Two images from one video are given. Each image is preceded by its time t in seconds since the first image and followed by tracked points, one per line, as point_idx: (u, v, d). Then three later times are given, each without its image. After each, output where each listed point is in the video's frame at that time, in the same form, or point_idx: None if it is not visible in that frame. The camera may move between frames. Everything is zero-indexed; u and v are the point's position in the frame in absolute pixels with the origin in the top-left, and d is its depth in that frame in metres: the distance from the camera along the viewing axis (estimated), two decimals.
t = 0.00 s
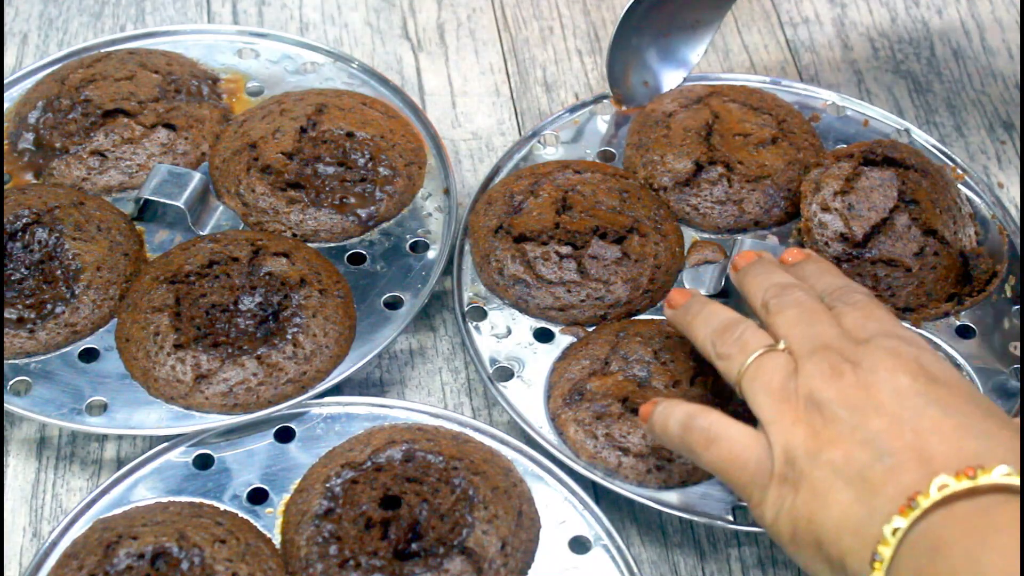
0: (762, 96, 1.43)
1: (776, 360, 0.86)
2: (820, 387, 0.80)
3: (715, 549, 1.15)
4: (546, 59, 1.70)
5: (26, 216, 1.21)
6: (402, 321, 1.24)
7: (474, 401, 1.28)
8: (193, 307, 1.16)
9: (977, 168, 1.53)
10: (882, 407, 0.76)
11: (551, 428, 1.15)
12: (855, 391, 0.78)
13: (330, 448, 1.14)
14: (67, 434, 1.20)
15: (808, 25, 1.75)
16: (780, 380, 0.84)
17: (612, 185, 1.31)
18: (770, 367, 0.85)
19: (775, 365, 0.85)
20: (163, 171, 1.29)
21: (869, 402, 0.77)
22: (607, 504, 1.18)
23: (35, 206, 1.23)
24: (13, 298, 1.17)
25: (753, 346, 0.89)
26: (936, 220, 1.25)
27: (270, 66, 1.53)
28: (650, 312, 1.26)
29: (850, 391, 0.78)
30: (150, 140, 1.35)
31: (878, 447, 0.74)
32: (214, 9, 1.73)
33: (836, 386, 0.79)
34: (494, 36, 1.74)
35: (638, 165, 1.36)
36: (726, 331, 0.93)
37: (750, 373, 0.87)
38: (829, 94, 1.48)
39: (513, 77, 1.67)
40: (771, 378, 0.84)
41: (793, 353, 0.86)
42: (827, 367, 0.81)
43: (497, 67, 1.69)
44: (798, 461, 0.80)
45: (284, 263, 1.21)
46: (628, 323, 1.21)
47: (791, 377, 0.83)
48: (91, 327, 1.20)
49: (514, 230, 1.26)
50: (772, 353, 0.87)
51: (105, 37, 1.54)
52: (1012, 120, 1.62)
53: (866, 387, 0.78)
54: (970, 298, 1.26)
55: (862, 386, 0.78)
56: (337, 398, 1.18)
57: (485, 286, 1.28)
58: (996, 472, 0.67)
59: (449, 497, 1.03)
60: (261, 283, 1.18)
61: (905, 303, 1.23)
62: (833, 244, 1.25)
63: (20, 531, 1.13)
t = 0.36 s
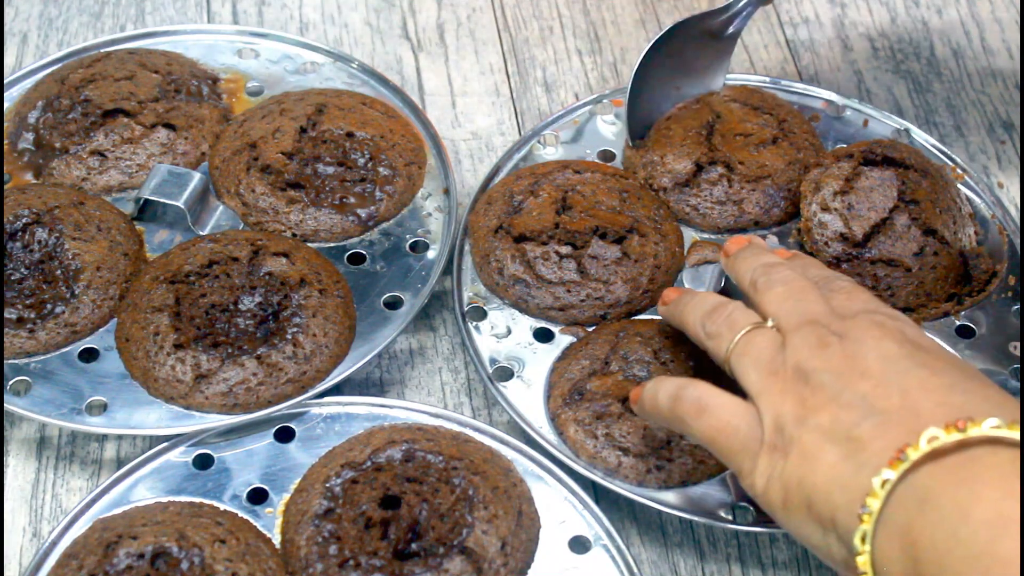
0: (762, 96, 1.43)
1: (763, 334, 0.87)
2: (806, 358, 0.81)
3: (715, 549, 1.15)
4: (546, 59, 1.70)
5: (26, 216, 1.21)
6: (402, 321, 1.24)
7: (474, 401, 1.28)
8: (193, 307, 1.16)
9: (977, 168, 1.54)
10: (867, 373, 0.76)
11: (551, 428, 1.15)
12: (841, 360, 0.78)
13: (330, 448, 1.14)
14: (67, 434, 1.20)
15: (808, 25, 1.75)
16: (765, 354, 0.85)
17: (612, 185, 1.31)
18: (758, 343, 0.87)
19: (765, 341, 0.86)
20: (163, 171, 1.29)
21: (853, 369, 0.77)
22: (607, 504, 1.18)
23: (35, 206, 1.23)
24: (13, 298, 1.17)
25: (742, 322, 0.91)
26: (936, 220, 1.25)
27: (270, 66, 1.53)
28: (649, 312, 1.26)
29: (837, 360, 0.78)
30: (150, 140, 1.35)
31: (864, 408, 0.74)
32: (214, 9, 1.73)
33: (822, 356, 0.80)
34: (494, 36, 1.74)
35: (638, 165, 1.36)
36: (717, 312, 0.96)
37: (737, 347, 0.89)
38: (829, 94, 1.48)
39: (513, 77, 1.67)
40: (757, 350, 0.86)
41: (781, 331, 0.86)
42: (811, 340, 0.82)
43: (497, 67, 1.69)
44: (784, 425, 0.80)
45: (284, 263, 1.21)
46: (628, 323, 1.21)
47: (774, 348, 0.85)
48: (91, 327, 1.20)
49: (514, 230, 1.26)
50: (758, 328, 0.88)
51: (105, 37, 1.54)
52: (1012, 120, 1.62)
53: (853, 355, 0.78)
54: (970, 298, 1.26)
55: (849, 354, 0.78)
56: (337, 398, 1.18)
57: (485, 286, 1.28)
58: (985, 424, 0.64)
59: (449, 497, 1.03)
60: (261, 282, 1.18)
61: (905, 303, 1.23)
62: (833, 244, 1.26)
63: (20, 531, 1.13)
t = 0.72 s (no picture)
0: (762, 96, 1.43)
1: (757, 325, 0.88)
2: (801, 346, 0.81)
3: (715, 549, 1.15)
4: (546, 59, 1.70)
5: (26, 216, 1.21)
6: (402, 321, 1.24)
7: (474, 401, 1.28)
8: (192, 306, 1.16)
9: (977, 168, 1.53)
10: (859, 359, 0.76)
11: (551, 428, 1.15)
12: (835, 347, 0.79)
13: (330, 448, 1.14)
14: (67, 434, 1.20)
15: (808, 25, 1.75)
16: (759, 344, 0.86)
17: (612, 185, 1.31)
18: (753, 333, 0.87)
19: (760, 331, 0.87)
20: (163, 171, 1.29)
21: (846, 355, 0.77)
22: (607, 504, 1.18)
23: (35, 206, 1.23)
24: (13, 298, 1.17)
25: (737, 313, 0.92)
26: (936, 219, 1.25)
27: (270, 66, 1.53)
28: (650, 312, 1.26)
29: (831, 347, 0.79)
30: (150, 140, 1.35)
31: (855, 393, 0.74)
32: (214, 9, 1.73)
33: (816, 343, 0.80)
34: (494, 36, 1.74)
35: (638, 166, 1.36)
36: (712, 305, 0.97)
37: (732, 336, 0.90)
38: (829, 94, 1.48)
39: (513, 76, 1.67)
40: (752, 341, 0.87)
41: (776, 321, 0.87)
42: (805, 328, 0.82)
43: (497, 66, 1.69)
44: (778, 412, 0.81)
45: (284, 263, 1.21)
46: (628, 323, 1.21)
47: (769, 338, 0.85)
48: (91, 327, 1.20)
49: (514, 230, 1.26)
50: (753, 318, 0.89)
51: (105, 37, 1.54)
52: (1012, 120, 1.62)
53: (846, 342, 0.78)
54: (970, 298, 1.26)
55: (843, 341, 0.79)
56: (337, 398, 1.18)
57: (485, 286, 1.28)
58: (978, 404, 0.65)
59: (449, 497, 1.03)
60: (261, 282, 1.18)
61: (905, 303, 1.23)
62: (833, 244, 1.25)
63: (20, 531, 1.13)
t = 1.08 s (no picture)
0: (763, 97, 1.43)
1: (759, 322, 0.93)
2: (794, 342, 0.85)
3: (715, 549, 1.15)
4: (546, 60, 1.70)
5: (27, 216, 1.22)
6: (403, 322, 1.24)
7: (474, 401, 1.28)
8: (193, 307, 1.16)
9: (977, 168, 1.53)
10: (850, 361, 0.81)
11: (551, 429, 1.15)
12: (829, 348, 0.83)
13: (330, 448, 1.14)
14: (66, 434, 1.20)
15: (808, 25, 1.75)
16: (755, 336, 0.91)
17: (612, 185, 1.31)
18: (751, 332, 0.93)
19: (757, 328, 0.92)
20: (163, 171, 1.29)
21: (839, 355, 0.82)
22: (607, 504, 1.18)
23: (36, 207, 1.23)
24: (13, 298, 1.17)
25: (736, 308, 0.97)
26: (936, 220, 1.25)
27: (270, 66, 1.53)
28: (649, 312, 1.26)
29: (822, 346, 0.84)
30: (150, 140, 1.35)
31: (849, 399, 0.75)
32: (214, 10, 1.73)
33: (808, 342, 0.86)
34: (494, 36, 1.74)
35: (637, 163, 1.34)
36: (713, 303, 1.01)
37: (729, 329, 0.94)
38: (829, 94, 1.47)
39: (513, 77, 1.67)
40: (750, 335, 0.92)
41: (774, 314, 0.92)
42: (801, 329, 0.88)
43: (497, 67, 1.69)
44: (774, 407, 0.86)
45: (284, 263, 1.21)
46: (628, 324, 1.21)
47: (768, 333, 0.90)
48: (91, 327, 1.20)
49: (514, 230, 1.26)
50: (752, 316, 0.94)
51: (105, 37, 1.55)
52: (1013, 120, 1.62)
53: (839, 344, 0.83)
54: (970, 298, 1.26)
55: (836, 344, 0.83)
56: (338, 398, 1.18)
57: (485, 286, 1.28)
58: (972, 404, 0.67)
59: (449, 497, 1.04)
60: (261, 283, 1.18)
61: (905, 303, 1.25)
62: (834, 246, 1.26)
63: (21, 531, 1.13)
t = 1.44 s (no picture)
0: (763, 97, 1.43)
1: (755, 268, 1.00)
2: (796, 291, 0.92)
3: (715, 549, 1.15)
4: (546, 60, 1.70)
5: (26, 216, 1.22)
6: (403, 321, 1.24)
7: (474, 401, 1.28)
8: (193, 307, 1.16)
9: (977, 168, 1.53)
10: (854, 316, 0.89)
11: (551, 429, 1.15)
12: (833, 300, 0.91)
13: (330, 448, 1.14)
14: (66, 434, 1.20)
15: (808, 25, 1.75)
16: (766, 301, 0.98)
17: (612, 185, 1.31)
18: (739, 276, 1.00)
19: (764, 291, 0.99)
20: (163, 171, 1.29)
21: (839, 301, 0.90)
22: (607, 504, 1.18)
23: (36, 207, 1.23)
24: (13, 298, 1.17)
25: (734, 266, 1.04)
26: (936, 220, 1.25)
27: (270, 66, 1.53)
28: (649, 312, 1.26)
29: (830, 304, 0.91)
30: (150, 140, 1.35)
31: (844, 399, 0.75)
32: (214, 10, 1.73)
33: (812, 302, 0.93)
34: (494, 36, 1.74)
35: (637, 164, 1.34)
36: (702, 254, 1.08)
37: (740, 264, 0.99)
38: (829, 94, 1.47)
39: (513, 77, 1.67)
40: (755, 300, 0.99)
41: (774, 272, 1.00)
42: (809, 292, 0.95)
43: (497, 67, 1.69)
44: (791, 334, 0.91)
45: (284, 263, 1.21)
46: (628, 324, 1.21)
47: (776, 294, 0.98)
48: (91, 327, 1.20)
49: (514, 231, 1.26)
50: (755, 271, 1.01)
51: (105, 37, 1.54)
52: (1013, 120, 1.62)
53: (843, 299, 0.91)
54: (970, 298, 1.26)
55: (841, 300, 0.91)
56: (338, 398, 1.18)
57: (485, 286, 1.28)
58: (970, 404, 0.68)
59: (449, 497, 1.04)
60: (261, 283, 1.18)
61: (905, 303, 1.25)
62: (834, 246, 1.26)
63: (21, 531, 1.13)
